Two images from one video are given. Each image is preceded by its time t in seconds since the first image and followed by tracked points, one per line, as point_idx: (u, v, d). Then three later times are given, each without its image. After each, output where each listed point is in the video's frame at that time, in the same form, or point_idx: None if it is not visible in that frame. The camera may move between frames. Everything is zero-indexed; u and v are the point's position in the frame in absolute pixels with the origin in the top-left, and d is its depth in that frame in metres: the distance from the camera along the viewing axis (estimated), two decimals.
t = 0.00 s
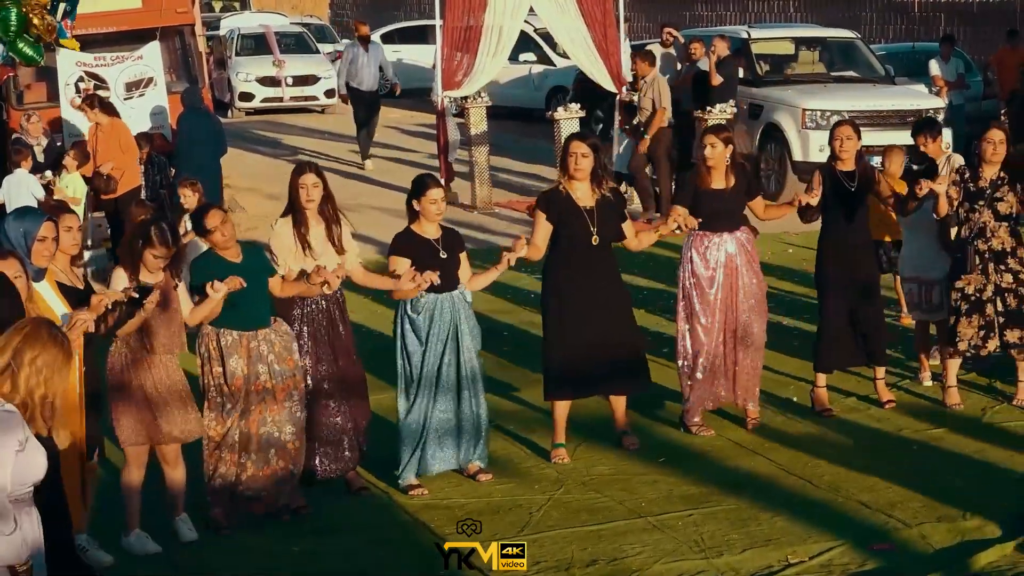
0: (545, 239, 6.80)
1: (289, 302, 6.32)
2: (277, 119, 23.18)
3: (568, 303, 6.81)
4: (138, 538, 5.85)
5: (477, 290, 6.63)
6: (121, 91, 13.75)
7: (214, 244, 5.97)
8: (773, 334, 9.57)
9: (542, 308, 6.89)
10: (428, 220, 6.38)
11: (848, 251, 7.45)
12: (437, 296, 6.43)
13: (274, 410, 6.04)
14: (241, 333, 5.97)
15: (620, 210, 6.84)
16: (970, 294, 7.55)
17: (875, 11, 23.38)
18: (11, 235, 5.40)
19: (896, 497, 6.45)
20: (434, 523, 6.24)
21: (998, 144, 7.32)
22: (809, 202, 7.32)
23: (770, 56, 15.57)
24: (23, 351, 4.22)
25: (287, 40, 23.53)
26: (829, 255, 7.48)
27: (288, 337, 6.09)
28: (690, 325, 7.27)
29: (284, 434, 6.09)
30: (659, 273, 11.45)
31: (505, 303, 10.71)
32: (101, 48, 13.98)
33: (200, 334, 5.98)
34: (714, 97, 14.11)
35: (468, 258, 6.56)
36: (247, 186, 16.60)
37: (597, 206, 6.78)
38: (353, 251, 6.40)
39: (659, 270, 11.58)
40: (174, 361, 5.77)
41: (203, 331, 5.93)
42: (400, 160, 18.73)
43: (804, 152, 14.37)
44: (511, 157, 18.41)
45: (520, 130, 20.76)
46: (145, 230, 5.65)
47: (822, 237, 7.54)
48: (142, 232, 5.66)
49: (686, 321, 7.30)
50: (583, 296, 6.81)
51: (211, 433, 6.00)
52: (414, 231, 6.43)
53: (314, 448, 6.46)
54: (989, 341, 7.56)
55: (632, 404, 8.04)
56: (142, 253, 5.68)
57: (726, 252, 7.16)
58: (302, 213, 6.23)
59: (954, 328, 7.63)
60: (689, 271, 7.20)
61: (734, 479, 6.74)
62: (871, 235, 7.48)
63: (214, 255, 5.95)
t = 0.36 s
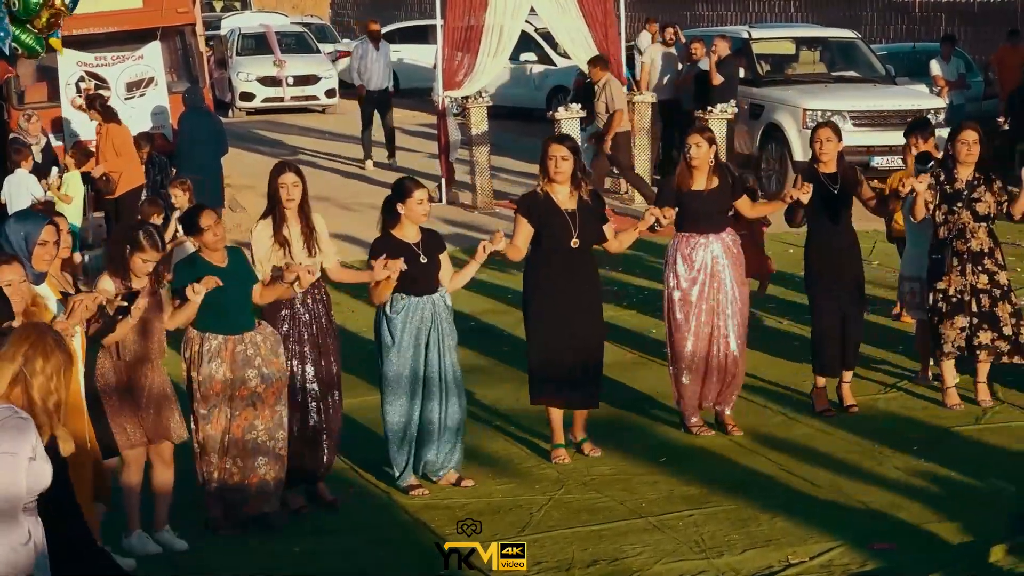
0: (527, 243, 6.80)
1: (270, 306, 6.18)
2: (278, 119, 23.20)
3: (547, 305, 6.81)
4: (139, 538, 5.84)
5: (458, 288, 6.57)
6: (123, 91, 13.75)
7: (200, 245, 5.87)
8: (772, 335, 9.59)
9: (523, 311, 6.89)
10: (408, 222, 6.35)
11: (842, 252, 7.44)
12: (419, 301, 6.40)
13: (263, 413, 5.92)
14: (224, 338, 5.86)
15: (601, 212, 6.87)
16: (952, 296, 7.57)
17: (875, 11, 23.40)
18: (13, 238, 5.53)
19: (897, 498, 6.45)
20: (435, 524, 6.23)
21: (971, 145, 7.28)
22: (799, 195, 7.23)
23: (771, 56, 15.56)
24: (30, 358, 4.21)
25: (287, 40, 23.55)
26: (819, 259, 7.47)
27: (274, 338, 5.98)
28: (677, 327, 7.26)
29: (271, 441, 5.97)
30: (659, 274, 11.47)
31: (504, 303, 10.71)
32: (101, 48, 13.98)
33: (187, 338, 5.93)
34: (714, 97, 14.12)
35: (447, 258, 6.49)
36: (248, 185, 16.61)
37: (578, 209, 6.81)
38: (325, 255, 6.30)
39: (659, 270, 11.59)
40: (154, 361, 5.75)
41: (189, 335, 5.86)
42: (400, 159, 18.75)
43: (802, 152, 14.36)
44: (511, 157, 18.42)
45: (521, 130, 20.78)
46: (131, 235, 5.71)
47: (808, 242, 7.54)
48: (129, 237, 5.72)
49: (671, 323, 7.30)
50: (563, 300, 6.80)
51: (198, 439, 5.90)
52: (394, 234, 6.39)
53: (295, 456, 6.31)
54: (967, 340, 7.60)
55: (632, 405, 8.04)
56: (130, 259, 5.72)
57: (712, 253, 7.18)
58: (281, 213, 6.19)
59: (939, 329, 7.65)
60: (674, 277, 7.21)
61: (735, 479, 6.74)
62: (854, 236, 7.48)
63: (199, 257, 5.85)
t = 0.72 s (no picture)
0: (521, 249, 6.79)
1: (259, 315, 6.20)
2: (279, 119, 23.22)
3: (544, 310, 6.82)
4: (141, 541, 5.85)
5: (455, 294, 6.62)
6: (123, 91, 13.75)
7: (194, 248, 5.89)
8: (773, 335, 9.60)
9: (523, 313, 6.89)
10: (404, 228, 6.36)
11: (843, 256, 7.44)
12: (413, 304, 6.40)
13: (252, 418, 5.96)
14: (220, 343, 5.87)
15: (596, 216, 6.87)
16: (948, 298, 7.56)
17: (876, 11, 23.43)
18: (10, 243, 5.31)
19: (897, 499, 6.45)
20: (436, 525, 6.23)
21: (965, 146, 7.33)
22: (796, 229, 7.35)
23: (772, 56, 15.56)
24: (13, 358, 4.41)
25: (289, 40, 23.58)
26: (815, 260, 7.47)
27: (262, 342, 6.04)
28: (672, 330, 7.27)
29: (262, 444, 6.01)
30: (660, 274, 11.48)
31: (505, 304, 10.72)
32: (102, 48, 13.96)
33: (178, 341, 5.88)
34: (716, 98, 14.12)
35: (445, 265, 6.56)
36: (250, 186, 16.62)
37: (575, 212, 6.79)
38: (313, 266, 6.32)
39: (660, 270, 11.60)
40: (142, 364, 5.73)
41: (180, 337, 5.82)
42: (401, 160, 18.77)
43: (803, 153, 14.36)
44: (512, 157, 18.43)
45: (522, 130, 20.80)
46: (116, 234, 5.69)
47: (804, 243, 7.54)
48: (116, 236, 5.70)
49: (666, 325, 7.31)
50: (560, 305, 6.80)
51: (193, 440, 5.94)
52: (389, 238, 6.39)
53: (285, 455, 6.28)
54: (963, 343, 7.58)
55: (632, 405, 8.05)
56: (124, 253, 5.70)
57: (707, 257, 7.20)
58: (272, 222, 6.18)
59: (935, 333, 7.65)
60: (669, 278, 7.24)
61: (735, 480, 6.74)
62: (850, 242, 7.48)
63: (194, 260, 5.89)
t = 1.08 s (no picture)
0: (522, 245, 6.80)
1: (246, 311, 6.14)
2: (280, 119, 23.22)
3: (544, 307, 6.81)
4: (142, 538, 5.84)
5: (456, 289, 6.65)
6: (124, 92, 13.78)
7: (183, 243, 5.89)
8: (774, 335, 9.59)
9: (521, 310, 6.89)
10: (407, 227, 6.34)
11: (843, 252, 7.46)
12: (414, 301, 6.39)
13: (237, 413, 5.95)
14: (205, 337, 5.85)
15: (593, 211, 6.86)
16: (950, 296, 7.55)
17: (877, 12, 23.45)
18: None
19: (899, 499, 6.45)
20: (436, 525, 6.23)
21: (967, 145, 7.34)
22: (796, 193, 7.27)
23: (773, 56, 15.57)
24: None
25: (289, 41, 23.58)
26: (816, 261, 7.48)
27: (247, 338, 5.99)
28: (675, 324, 7.29)
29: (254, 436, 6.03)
30: (661, 274, 11.48)
31: (506, 304, 10.72)
32: (103, 49, 13.93)
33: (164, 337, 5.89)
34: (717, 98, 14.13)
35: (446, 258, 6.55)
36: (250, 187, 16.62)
37: (573, 208, 6.80)
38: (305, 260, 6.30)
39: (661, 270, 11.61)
40: (134, 363, 5.76)
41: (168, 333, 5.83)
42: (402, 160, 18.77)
43: (805, 154, 14.35)
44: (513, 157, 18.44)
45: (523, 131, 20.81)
46: (98, 227, 5.65)
47: (806, 241, 7.54)
48: (97, 227, 5.65)
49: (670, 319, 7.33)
50: (558, 303, 6.80)
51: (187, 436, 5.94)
52: (390, 236, 6.39)
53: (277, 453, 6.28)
54: (963, 339, 7.56)
55: (633, 405, 8.05)
56: (108, 246, 5.66)
57: (711, 253, 7.20)
58: (264, 217, 6.16)
59: (930, 327, 7.62)
60: (671, 272, 7.25)
61: (736, 480, 6.75)
62: (851, 236, 7.48)
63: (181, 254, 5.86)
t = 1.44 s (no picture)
0: (519, 244, 6.79)
1: (231, 304, 6.16)
2: (279, 120, 23.22)
3: (542, 306, 6.81)
4: (140, 536, 5.88)
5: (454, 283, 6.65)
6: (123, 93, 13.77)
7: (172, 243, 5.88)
8: (775, 335, 9.59)
9: (519, 309, 6.89)
10: (408, 230, 6.34)
11: (844, 251, 7.44)
12: (409, 300, 6.38)
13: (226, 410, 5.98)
14: (190, 335, 5.87)
15: (588, 208, 6.87)
16: (954, 293, 7.55)
17: (876, 12, 23.45)
18: None
19: (900, 501, 6.45)
20: (436, 526, 6.23)
21: (966, 144, 7.34)
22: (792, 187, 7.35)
23: (772, 57, 15.57)
24: None
25: (289, 41, 23.59)
26: (810, 262, 7.49)
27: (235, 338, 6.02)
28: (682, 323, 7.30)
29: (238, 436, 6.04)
30: (662, 274, 11.48)
31: (507, 304, 10.72)
32: (103, 49, 13.93)
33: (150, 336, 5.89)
34: (716, 99, 14.13)
35: (447, 253, 6.56)
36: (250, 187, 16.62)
37: (569, 206, 6.80)
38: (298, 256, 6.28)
39: (662, 270, 11.61)
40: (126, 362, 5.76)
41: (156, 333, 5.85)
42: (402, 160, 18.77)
43: (805, 154, 14.34)
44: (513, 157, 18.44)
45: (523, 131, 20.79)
46: (94, 228, 5.70)
47: (805, 239, 7.55)
48: (94, 229, 5.69)
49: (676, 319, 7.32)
50: (556, 302, 6.80)
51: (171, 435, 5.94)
52: (391, 234, 6.39)
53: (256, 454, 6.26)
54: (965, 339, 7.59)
55: (633, 405, 8.05)
56: (102, 248, 5.70)
57: (713, 252, 7.21)
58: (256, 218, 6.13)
59: (940, 328, 7.63)
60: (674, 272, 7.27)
61: (737, 480, 6.76)
62: (851, 236, 7.46)
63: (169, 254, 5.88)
